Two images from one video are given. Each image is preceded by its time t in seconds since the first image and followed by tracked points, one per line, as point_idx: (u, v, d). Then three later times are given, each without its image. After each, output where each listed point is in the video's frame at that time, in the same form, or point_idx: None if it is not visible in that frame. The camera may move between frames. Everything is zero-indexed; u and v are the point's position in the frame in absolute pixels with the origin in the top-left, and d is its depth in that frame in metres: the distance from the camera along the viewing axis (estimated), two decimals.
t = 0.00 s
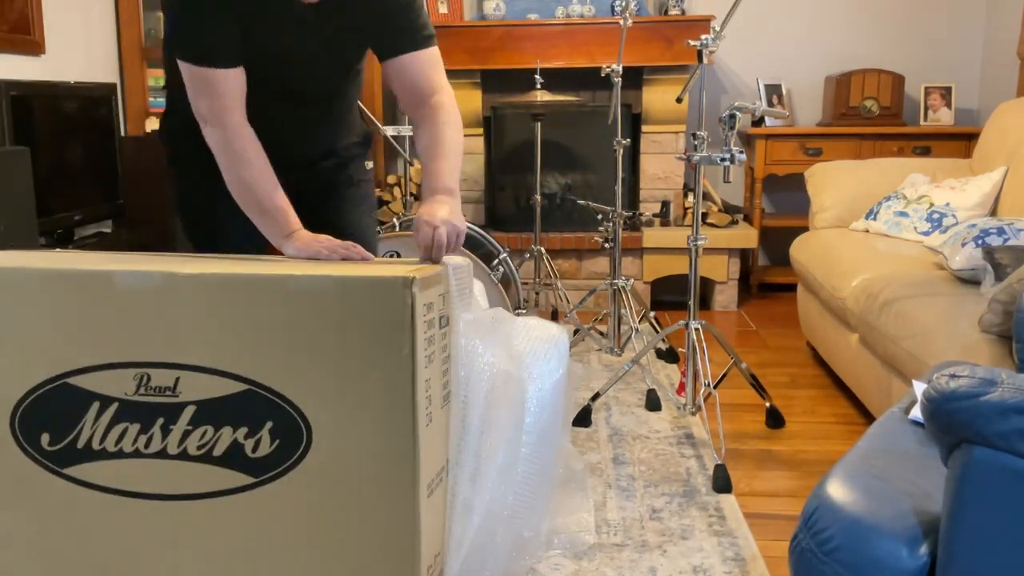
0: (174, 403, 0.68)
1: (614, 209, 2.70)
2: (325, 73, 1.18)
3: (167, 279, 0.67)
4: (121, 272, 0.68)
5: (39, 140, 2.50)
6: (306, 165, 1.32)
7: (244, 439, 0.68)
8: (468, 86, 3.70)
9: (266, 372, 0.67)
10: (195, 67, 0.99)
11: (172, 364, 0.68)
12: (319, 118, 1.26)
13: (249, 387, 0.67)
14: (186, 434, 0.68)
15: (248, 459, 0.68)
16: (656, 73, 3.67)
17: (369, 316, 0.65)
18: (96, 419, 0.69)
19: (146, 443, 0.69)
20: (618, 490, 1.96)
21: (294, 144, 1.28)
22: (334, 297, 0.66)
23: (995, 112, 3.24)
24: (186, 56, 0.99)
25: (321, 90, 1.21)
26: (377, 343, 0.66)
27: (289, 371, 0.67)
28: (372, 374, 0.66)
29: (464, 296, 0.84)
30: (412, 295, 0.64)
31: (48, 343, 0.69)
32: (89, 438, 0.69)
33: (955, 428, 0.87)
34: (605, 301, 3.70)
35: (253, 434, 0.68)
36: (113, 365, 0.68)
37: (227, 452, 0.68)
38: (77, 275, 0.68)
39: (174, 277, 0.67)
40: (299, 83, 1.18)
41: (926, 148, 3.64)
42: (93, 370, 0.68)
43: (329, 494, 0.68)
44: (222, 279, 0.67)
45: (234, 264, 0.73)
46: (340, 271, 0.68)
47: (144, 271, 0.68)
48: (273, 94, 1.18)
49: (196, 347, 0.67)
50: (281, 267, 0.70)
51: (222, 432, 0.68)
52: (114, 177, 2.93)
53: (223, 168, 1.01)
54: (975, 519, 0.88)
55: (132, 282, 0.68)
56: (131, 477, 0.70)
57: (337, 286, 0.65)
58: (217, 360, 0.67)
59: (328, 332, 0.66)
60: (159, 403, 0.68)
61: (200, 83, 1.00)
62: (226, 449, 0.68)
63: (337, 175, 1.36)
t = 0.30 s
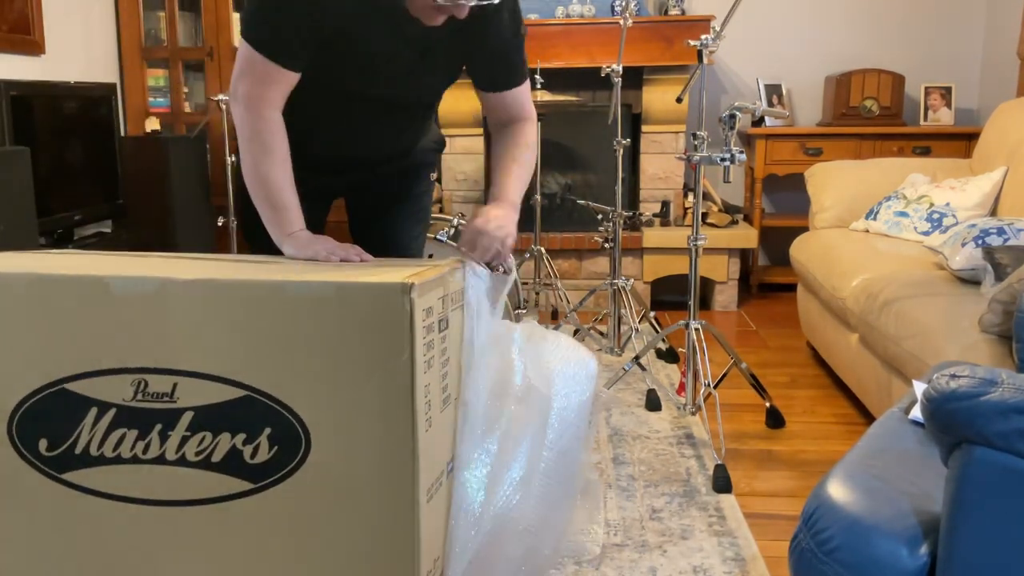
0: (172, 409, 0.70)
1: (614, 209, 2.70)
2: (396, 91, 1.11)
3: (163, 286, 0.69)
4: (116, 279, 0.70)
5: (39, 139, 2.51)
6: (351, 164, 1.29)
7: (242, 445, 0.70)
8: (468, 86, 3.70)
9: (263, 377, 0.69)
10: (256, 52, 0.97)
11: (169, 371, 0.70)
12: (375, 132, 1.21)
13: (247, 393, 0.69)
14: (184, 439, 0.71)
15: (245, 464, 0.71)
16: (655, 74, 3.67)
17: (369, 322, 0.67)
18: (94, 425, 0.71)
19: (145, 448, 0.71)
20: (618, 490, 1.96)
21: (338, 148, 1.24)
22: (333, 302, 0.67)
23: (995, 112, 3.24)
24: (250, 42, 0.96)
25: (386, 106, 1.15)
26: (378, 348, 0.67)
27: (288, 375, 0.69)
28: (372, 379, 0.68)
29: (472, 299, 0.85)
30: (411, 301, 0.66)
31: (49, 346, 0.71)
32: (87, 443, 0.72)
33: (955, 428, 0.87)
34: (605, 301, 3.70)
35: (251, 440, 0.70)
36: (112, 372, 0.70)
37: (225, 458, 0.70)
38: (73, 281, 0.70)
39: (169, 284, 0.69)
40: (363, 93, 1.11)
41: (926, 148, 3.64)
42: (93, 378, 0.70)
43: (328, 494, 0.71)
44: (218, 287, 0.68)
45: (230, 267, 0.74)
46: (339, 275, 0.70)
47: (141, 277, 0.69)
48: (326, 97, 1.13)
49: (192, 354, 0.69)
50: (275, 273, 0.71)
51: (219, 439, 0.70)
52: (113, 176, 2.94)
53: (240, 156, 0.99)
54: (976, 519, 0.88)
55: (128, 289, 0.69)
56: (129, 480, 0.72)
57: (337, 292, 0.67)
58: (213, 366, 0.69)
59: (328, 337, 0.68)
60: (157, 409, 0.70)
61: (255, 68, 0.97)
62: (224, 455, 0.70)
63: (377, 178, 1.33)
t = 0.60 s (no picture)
0: (172, 408, 0.70)
1: (614, 209, 2.70)
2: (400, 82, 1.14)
3: (164, 285, 0.69)
4: (117, 279, 0.70)
5: (39, 140, 2.51)
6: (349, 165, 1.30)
7: (242, 444, 0.70)
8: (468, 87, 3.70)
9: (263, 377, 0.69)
10: (248, 58, 0.98)
11: (168, 370, 0.70)
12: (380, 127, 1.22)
13: (247, 393, 0.69)
14: (185, 439, 0.71)
15: (245, 463, 0.71)
16: (656, 74, 3.66)
17: (369, 321, 0.67)
18: (94, 424, 0.71)
19: (145, 447, 0.71)
20: (618, 490, 1.96)
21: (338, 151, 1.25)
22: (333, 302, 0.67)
23: (995, 112, 3.24)
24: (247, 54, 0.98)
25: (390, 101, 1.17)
26: (378, 348, 0.67)
27: (288, 375, 0.69)
28: (372, 379, 0.68)
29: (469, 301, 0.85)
30: (411, 301, 0.66)
31: (49, 346, 0.71)
32: (87, 443, 0.72)
33: (955, 428, 0.87)
34: (605, 301, 3.70)
35: (251, 440, 0.70)
36: (112, 371, 0.70)
37: (225, 457, 0.70)
38: (73, 281, 0.70)
39: (171, 284, 0.69)
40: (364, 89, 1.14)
41: (926, 149, 3.63)
42: (93, 377, 0.70)
43: (328, 493, 0.71)
44: (219, 287, 0.68)
45: (231, 267, 0.74)
46: (339, 275, 0.70)
47: (141, 277, 0.69)
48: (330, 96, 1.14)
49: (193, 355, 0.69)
50: (276, 272, 0.71)
51: (219, 438, 0.70)
52: (114, 176, 2.94)
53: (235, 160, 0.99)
54: (977, 519, 0.88)
55: (128, 289, 0.69)
56: (129, 479, 0.72)
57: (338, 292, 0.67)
58: (214, 365, 0.69)
59: (326, 335, 0.68)
60: (157, 408, 0.70)
61: (245, 74, 0.98)
62: (224, 454, 0.70)
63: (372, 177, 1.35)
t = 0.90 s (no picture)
0: (171, 409, 0.70)
1: (614, 209, 2.70)
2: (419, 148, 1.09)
3: (163, 285, 0.69)
4: (115, 280, 0.70)
5: (39, 140, 2.51)
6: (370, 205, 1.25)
7: (242, 445, 0.70)
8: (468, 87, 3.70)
9: (263, 377, 0.69)
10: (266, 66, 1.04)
11: (168, 371, 0.70)
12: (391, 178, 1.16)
13: (247, 394, 0.69)
14: (185, 440, 0.71)
15: (245, 464, 0.71)
16: (656, 74, 3.66)
17: (369, 323, 0.67)
18: (94, 425, 0.71)
19: (145, 448, 0.71)
20: (619, 490, 1.96)
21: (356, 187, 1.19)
22: (333, 303, 0.67)
23: (995, 112, 3.24)
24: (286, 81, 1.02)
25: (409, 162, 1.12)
26: (378, 350, 0.67)
27: (289, 376, 0.69)
28: (374, 380, 0.68)
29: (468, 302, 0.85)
30: (410, 303, 0.66)
31: (48, 346, 0.71)
32: (87, 444, 0.72)
33: (955, 429, 0.87)
34: (605, 301, 3.70)
35: (251, 440, 0.70)
36: (111, 372, 0.70)
37: (225, 458, 0.71)
38: (72, 281, 0.70)
39: (170, 284, 0.69)
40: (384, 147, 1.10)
41: (926, 148, 3.63)
42: (91, 379, 0.70)
43: (328, 495, 0.71)
44: (218, 286, 0.68)
45: (230, 267, 0.74)
46: (338, 276, 0.70)
47: (139, 277, 0.69)
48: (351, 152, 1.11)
49: (192, 355, 0.69)
50: (275, 272, 0.71)
51: (220, 438, 0.70)
52: (114, 176, 2.94)
53: (237, 163, 1.06)
54: (975, 519, 0.88)
55: (127, 289, 0.69)
56: (130, 479, 0.72)
57: (338, 293, 0.67)
58: (212, 365, 0.69)
59: (326, 337, 0.68)
60: (157, 408, 0.70)
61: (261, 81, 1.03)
62: (224, 454, 0.70)
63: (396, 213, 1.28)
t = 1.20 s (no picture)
0: (169, 417, 0.70)
1: (614, 209, 2.70)
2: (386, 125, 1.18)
3: (161, 293, 0.69)
4: (112, 286, 0.70)
5: (40, 139, 2.51)
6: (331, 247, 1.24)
7: (240, 454, 0.70)
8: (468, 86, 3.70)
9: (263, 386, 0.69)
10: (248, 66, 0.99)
11: (166, 379, 0.70)
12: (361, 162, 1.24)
13: (245, 403, 0.69)
14: (183, 448, 0.71)
15: (244, 472, 0.71)
16: (656, 74, 3.66)
17: (369, 331, 0.67)
18: (92, 433, 0.71)
19: (143, 457, 0.71)
20: (619, 491, 1.96)
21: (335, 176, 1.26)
22: (333, 311, 0.67)
23: (995, 112, 3.24)
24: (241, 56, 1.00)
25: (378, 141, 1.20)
26: (376, 358, 0.67)
27: (287, 384, 0.69)
28: (373, 387, 0.68)
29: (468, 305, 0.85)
30: (410, 311, 0.66)
31: (45, 352, 0.71)
32: (84, 451, 0.72)
33: (955, 428, 0.87)
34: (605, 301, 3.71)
35: (249, 449, 0.70)
36: (109, 382, 0.70)
37: (223, 467, 0.71)
38: (68, 288, 0.70)
39: (167, 292, 0.69)
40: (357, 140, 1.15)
41: (926, 149, 3.64)
42: (89, 388, 0.71)
43: (327, 504, 0.71)
44: (217, 294, 0.68)
45: (228, 273, 0.74)
46: (337, 282, 0.70)
47: (136, 285, 0.69)
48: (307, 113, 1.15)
49: (190, 362, 0.69)
50: (273, 279, 0.71)
51: (218, 447, 0.70)
52: (114, 176, 2.93)
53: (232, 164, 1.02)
54: (974, 518, 0.88)
55: (124, 296, 0.69)
56: (128, 487, 0.72)
57: (338, 301, 0.67)
58: (211, 371, 0.69)
59: (324, 346, 0.68)
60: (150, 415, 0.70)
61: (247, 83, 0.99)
62: (222, 463, 0.71)
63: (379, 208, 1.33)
